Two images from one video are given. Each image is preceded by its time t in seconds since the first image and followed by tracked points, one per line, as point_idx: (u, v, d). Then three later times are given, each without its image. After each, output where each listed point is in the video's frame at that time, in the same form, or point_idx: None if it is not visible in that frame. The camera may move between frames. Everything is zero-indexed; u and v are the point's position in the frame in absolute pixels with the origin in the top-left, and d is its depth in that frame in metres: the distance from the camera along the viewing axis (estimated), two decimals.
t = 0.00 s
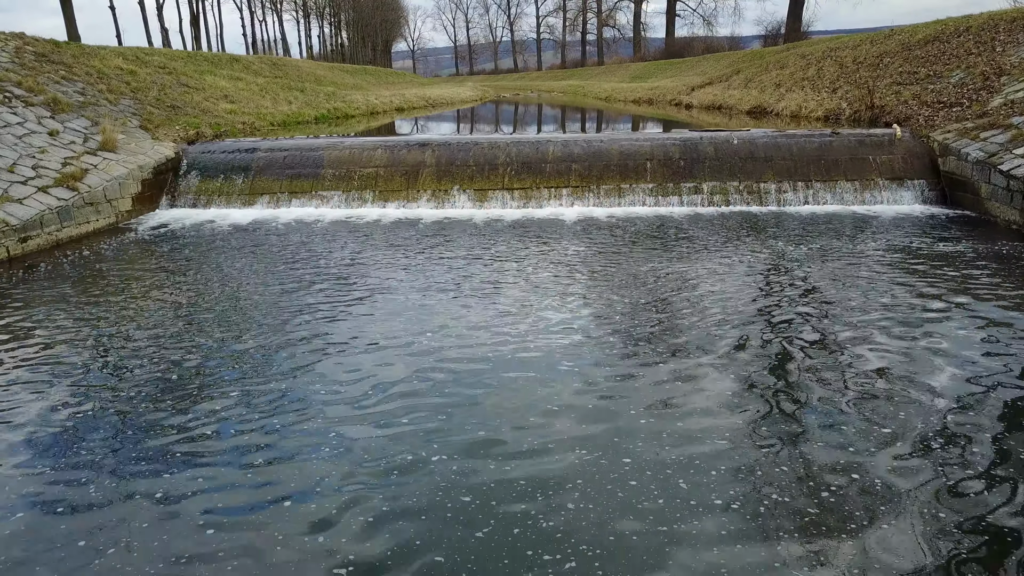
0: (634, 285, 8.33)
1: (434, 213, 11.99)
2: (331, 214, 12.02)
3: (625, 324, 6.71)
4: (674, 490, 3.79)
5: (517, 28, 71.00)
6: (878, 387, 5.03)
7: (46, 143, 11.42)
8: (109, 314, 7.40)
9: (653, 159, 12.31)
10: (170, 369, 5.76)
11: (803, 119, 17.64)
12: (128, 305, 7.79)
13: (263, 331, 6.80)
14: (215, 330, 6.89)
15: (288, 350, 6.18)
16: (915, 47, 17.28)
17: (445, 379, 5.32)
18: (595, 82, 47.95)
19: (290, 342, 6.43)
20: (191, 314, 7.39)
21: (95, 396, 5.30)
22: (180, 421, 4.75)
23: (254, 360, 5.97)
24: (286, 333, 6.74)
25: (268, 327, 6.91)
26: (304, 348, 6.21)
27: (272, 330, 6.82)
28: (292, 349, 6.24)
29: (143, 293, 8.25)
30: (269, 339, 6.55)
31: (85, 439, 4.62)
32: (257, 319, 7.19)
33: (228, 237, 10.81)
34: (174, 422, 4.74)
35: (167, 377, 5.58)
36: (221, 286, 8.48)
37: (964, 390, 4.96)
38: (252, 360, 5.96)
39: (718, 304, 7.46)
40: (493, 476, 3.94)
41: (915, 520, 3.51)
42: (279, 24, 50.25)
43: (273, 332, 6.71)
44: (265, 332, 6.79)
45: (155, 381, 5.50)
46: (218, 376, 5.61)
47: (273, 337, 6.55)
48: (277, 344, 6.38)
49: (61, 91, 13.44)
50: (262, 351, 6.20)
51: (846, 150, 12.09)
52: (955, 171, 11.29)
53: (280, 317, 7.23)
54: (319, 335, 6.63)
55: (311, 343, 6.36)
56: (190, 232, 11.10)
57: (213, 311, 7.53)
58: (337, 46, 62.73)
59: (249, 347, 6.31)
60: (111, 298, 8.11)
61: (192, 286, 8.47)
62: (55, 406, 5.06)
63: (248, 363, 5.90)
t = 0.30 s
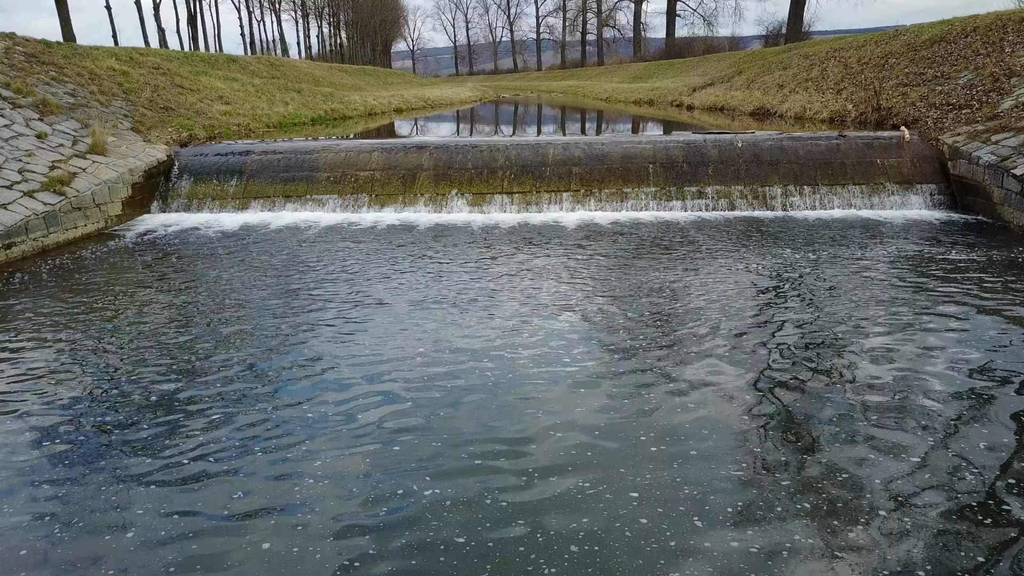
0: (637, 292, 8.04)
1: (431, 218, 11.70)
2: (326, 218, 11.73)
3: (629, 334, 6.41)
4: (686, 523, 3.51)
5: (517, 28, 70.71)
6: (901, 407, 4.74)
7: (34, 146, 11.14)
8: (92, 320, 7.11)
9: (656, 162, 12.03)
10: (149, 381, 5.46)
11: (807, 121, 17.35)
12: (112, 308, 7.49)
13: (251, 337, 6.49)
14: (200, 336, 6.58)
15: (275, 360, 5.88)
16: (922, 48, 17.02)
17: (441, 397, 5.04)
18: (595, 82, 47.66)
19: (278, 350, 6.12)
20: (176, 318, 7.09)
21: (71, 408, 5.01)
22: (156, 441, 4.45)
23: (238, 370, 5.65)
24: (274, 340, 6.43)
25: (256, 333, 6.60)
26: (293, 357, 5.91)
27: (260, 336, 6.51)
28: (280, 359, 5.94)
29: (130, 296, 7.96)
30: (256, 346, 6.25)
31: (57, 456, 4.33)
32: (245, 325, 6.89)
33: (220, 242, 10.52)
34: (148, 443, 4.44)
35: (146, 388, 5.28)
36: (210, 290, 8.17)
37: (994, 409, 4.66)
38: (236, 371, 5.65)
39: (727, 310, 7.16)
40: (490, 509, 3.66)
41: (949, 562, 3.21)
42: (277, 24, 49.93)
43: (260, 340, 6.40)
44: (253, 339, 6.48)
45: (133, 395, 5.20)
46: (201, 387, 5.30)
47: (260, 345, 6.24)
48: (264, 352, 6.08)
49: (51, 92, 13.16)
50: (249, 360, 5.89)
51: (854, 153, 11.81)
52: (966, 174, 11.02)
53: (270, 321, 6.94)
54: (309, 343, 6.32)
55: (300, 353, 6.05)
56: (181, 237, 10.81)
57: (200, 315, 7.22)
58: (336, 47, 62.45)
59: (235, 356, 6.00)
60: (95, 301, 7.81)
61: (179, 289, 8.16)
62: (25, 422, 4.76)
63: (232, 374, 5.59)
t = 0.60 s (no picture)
0: (641, 299, 7.74)
1: (429, 222, 11.40)
2: (321, 222, 11.43)
3: (634, 348, 6.12)
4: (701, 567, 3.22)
5: (517, 28, 70.41)
6: (927, 429, 4.44)
7: (20, 148, 10.83)
8: (72, 329, 6.79)
9: (660, 165, 11.73)
10: (128, 399, 5.16)
11: (812, 122, 17.05)
12: (96, 316, 7.19)
13: (237, 350, 6.19)
14: (185, 347, 6.28)
15: (262, 375, 5.58)
16: (928, 47, 16.74)
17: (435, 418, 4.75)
18: (595, 82, 47.35)
19: (265, 364, 5.82)
20: (161, 328, 6.78)
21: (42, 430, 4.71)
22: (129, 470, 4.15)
23: (222, 386, 5.35)
24: (262, 352, 6.13)
25: (244, 344, 6.30)
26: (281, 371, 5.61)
27: (248, 349, 6.21)
28: (268, 373, 5.64)
29: (113, 304, 7.64)
30: (243, 360, 5.95)
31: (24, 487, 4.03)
32: (233, 335, 6.58)
33: (210, 247, 10.20)
34: (121, 472, 4.15)
35: (124, 407, 4.98)
36: (198, 297, 7.87)
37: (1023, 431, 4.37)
38: (220, 387, 5.34)
39: (735, 319, 6.86)
40: (487, 552, 3.37)
41: None
42: (276, 24, 49.62)
43: (247, 353, 6.10)
44: (240, 351, 6.18)
45: (110, 415, 4.90)
46: (182, 406, 5.00)
47: (247, 358, 5.95)
48: (251, 367, 5.78)
49: (40, 93, 12.85)
50: (234, 375, 5.59)
51: (862, 156, 11.52)
52: (977, 177, 10.73)
53: (258, 333, 6.64)
54: (298, 357, 6.02)
55: (288, 368, 5.75)
56: (171, 241, 10.50)
57: (186, 324, 6.92)
58: (335, 47, 62.15)
59: (220, 369, 5.70)
60: (78, 309, 7.50)
61: (166, 296, 7.86)
62: None
63: (216, 391, 5.29)
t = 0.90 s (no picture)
0: (646, 306, 7.42)
1: (426, 226, 11.09)
2: (315, 227, 11.12)
3: (641, 364, 5.82)
4: None
5: (516, 27, 70.14)
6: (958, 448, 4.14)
7: (6, 150, 10.51)
8: (51, 341, 6.47)
9: (663, 168, 11.42)
10: (105, 419, 4.86)
11: (817, 123, 16.74)
12: (78, 325, 6.88)
13: (224, 362, 5.88)
14: (169, 359, 5.97)
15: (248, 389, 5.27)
16: (936, 47, 16.44)
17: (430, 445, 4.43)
18: (595, 82, 47.04)
19: (252, 377, 5.51)
20: (145, 339, 6.48)
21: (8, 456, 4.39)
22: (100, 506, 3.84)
23: (205, 404, 5.05)
24: (250, 364, 5.82)
25: (231, 356, 6.00)
26: (268, 387, 5.30)
27: (235, 361, 5.91)
28: (254, 388, 5.33)
29: (96, 313, 7.32)
30: (229, 373, 5.64)
31: None
32: (220, 346, 6.28)
33: (201, 251, 9.87)
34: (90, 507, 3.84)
35: (99, 432, 4.67)
36: (187, 305, 7.57)
37: None
38: (203, 404, 5.04)
39: (746, 330, 6.56)
40: None
41: None
42: (274, 24, 49.31)
43: (234, 365, 5.80)
44: (226, 362, 5.87)
45: (84, 438, 4.60)
46: (162, 428, 4.70)
47: (234, 371, 5.64)
48: (237, 380, 5.47)
49: (28, 94, 12.54)
50: (219, 390, 5.29)
51: (871, 158, 11.22)
52: (991, 180, 10.42)
53: (246, 345, 6.31)
54: (287, 368, 5.72)
55: (277, 383, 5.45)
56: (161, 246, 10.20)
57: (172, 334, 6.62)
58: (334, 47, 61.86)
59: (204, 384, 5.40)
60: (58, 318, 7.17)
61: (153, 303, 7.56)
62: None
63: (198, 408, 4.98)
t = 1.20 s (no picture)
0: (653, 304, 7.09)
1: (424, 230, 10.77)
2: (310, 230, 10.79)
3: (652, 358, 5.44)
4: None
5: (515, 27, 69.81)
6: (1003, 470, 3.79)
7: None
8: (28, 351, 6.15)
9: (668, 170, 11.10)
10: (77, 439, 4.52)
11: (824, 123, 16.42)
12: (57, 333, 6.55)
13: (207, 374, 5.54)
14: (149, 372, 5.63)
15: (231, 403, 4.93)
16: (944, 46, 16.13)
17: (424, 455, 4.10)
18: (595, 82, 46.74)
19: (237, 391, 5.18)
20: (126, 350, 6.15)
21: None
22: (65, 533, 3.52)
23: (184, 418, 4.70)
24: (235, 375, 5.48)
25: (216, 367, 5.66)
26: (253, 398, 4.98)
27: (219, 371, 5.57)
28: (238, 401, 4.98)
29: (77, 320, 6.99)
30: (211, 385, 5.30)
31: None
32: (204, 357, 5.95)
33: (191, 254, 9.55)
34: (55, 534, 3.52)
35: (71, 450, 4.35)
36: (172, 310, 7.23)
37: None
38: (183, 420, 4.70)
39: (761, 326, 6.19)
40: None
41: None
42: (272, 25, 48.99)
43: (218, 377, 5.46)
44: (210, 373, 5.53)
45: (52, 459, 4.26)
46: (136, 450, 4.36)
47: (218, 384, 5.30)
48: (220, 393, 5.14)
49: (15, 94, 12.22)
50: (200, 405, 4.95)
51: (881, 160, 10.90)
52: (1006, 183, 10.10)
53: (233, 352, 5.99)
54: (274, 379, 5.38)
55: (261, 392, 5.10)
56: (150, 250, 9.86)
57: (155, 344, 6.29)
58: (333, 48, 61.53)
59: (185, 400, 5.06)
60: (38, 325, 6.84)
61: (137, 310, 7.22)
62: None
63: (177, 424, 4.64)
